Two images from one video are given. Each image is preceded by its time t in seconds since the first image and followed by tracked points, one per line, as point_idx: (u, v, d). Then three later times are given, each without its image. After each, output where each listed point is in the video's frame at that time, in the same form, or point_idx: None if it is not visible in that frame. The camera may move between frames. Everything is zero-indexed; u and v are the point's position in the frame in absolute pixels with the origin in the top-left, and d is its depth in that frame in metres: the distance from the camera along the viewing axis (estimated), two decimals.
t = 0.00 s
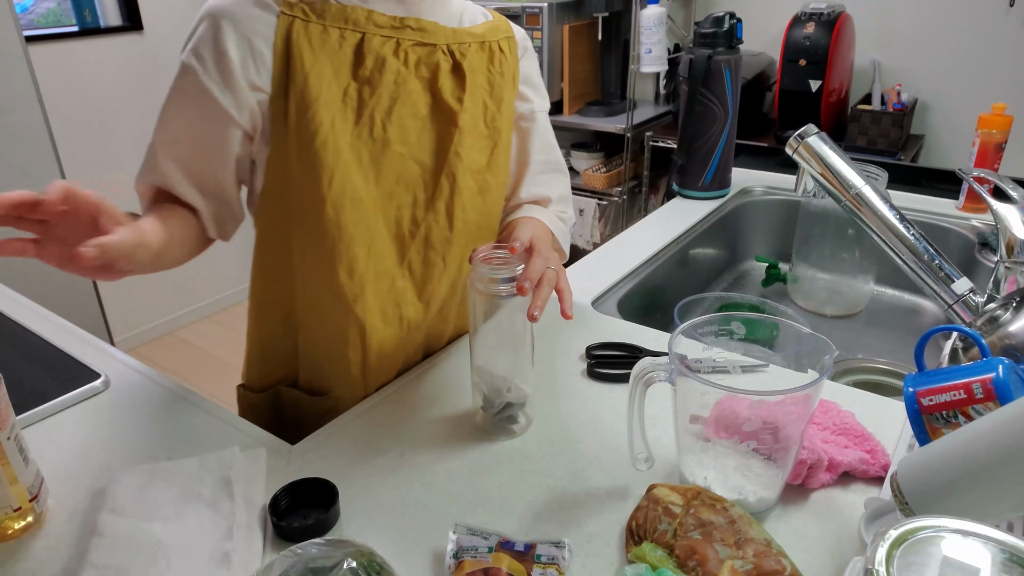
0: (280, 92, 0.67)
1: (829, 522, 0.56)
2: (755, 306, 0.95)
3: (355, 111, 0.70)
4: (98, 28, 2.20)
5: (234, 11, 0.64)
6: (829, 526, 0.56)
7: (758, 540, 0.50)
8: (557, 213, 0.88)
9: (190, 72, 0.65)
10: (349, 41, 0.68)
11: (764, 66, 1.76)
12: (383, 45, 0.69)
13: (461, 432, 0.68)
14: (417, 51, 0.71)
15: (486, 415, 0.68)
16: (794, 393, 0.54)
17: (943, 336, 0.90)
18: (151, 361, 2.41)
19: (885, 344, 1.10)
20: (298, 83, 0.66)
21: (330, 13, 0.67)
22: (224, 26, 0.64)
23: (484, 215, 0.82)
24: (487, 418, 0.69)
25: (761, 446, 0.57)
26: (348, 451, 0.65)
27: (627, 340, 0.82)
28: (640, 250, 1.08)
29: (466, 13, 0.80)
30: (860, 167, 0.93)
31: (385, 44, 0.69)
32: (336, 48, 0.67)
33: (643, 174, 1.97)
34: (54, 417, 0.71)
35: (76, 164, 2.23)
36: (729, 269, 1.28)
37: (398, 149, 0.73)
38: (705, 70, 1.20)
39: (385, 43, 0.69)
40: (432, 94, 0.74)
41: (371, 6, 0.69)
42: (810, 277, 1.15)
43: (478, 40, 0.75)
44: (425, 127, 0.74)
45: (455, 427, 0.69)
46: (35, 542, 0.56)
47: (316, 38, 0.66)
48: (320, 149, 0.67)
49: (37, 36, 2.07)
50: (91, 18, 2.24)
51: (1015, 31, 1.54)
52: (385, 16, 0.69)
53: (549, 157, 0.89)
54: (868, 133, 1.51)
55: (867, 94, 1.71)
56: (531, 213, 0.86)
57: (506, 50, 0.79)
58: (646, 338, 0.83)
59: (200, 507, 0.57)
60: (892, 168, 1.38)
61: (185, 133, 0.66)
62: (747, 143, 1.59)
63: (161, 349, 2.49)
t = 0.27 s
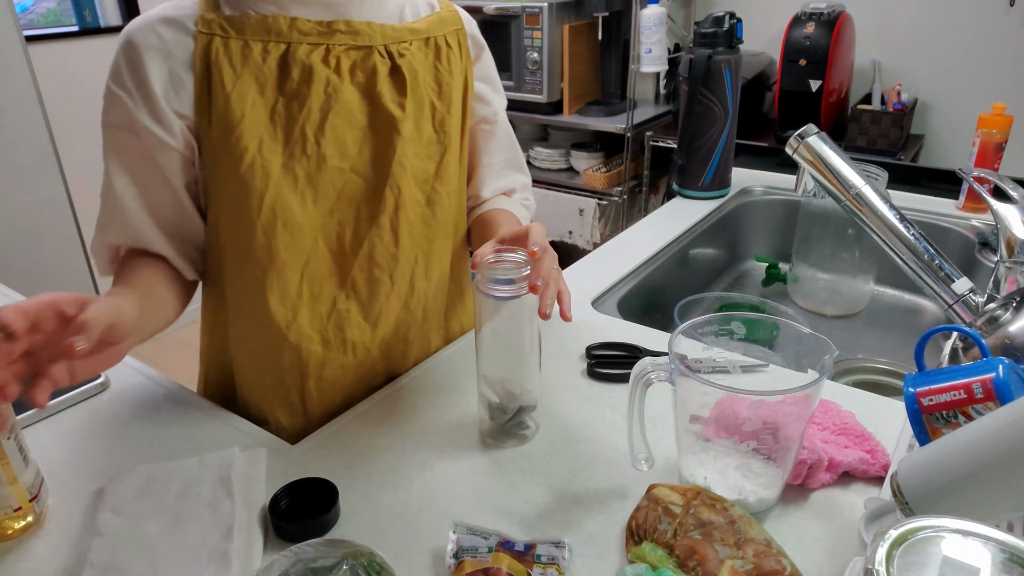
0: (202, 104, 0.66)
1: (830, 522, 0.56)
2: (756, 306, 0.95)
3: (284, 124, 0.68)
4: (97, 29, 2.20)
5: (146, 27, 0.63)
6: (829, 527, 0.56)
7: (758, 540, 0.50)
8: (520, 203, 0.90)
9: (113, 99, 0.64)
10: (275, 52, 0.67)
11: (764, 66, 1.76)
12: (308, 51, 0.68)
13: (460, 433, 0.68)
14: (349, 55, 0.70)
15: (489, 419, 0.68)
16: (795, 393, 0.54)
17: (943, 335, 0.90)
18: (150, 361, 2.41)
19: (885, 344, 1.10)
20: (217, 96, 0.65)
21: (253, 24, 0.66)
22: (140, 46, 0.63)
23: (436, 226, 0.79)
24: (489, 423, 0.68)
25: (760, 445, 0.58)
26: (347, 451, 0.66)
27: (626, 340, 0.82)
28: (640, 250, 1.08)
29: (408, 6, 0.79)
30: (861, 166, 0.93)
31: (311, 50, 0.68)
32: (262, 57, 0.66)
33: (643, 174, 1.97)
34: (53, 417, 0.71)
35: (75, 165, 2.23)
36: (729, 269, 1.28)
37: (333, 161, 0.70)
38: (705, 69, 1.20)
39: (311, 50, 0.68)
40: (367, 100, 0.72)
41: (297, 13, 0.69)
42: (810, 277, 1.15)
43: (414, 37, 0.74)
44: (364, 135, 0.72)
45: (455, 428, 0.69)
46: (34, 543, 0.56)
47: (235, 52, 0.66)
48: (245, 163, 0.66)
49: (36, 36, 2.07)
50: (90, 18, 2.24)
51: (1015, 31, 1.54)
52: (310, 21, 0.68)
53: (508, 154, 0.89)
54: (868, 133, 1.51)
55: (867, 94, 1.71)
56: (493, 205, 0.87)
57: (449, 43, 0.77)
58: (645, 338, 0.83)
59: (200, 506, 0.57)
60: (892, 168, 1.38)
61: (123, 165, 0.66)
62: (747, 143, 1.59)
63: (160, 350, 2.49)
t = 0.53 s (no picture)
0: (156, 117, 0.63)
1: (830, 522, 0.56)
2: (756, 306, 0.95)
3: (242, 134, 0.65)
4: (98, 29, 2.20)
5: (82, 39, 0.60)
6: (829, 527, 0.56)
7: (758, 540, 0.50)
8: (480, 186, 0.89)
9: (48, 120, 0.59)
10: (227, 57, 0.64)
11: (764, 66, 1.76)
12: (263, 53, 0.65)
13: (461, 433, 0.68)
14: (306, 55, 0.68)
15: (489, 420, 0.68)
16: (795, 393, 0.54)
17: (943, 336, 0.90)
18: (150, 361, 2.41)
19: (885, 344, 1.10)
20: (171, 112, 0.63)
21: (199, 31, 0.63)
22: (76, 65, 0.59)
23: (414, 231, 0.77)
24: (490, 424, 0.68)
25: (761, 445, 0.58)
26: (347, 451, 0.66)
27: (627, 340, 0.82)
28: (640, 250, 1.08)
29: None
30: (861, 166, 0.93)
31: (265, 53, 0.66)
32: (214, 64, 0.64)
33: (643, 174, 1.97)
34: (53, 417, 0.71)
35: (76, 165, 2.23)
36: (729, 269, 1.28)
37: (299, 170, 0.68)
38: (705, 69, 1.20)
39: (266, 53, 0.66)
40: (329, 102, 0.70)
41: (242, 17, 0.66)
42: (810, 277, 1.15)
43: (370, 31, 0.72)
44: (330, 139, 0.70)
45: (455, 428, 0.69)
46: (34, 543, 0.56)
47: (184, 61, 0.63)
48: (206, 179, 0.64)
49: (37, 37, 2.07)
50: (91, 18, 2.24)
51: (1015, 31, 1.54)
52: (261, 23, 0.66)
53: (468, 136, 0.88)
54: (868, 133, 1.51)
55: (867, 94, 1.71)
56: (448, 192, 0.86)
57: (409, 34, 0.75)
58: (645, 338, 0.83)
59: (200, 506, 0.57)
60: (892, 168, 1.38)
61: (44, 208, 0.61)
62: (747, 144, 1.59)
63: (161, 350, 2.49)
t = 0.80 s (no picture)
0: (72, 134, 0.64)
1: (831, 521, 0.56)
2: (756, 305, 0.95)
3: (139, 149, 0.65)
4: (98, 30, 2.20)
5: None
6: (829, 527, 0.56)
7: (758, 540, 0.49)
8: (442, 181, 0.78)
9: None
10: (126, 76, 0.65)
11: (764, 66, 1.76)
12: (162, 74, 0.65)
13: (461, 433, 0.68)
14: (209, 71, 0.67)
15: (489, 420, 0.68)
16: (795, 393, 0.54)
17: (943, 336, 0.90)
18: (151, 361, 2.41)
19: (886, 344, 1.10)
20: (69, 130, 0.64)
21: (100, 54, 0.64)
22: None
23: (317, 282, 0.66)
24: (490, 424, 0.68)
25: (760, 446, 0.58)
26: (346, 451, 0.66)
27: (627, 340, 0.82)
28: (640, 250, 1.08)
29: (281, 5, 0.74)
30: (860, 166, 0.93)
31: (166, 74, 0.65)
32: (112, 83, 0.65)
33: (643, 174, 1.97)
34: (53, 417, 0.71)
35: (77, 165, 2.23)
36: (729, 269, 1.28)
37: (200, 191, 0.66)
38: (705, 69, 1.20)
39: (165, 72, 0.65)
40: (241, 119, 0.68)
41: (145, 34, 0.66)
42: (810, 277, 1.15)
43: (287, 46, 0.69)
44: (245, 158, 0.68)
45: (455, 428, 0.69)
46: (34, 543, 0.56)
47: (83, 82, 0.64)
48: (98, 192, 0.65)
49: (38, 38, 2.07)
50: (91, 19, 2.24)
51: (1015, 30, 1.54)
52: (163, 43, 0.65)
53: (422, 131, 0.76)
54: (868, 133, 1.51)
55: (867, 94, 1.71)
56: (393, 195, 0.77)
57: (335, 48, 0.71)
58: (645, 338, 0.83)
59: (199, 507, 0.57)
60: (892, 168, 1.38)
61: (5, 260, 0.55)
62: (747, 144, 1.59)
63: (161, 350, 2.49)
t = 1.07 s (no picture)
0: (6, 163, 0.66)
1: (831, 521, 0.56)
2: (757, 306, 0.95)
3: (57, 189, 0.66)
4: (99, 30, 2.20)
5: None
6: (829, 526, 0.56)
7: (758, 540, 0.49)
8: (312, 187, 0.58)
9: None
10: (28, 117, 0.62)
11: (764, 66, 1.76)
12: (58, 116, 0.61)
13: (460, 432, 0.68)
14: (106, 107, 0.61)
15: (490, 420, 0.67)
16: (795, 393, 0.54)
17: (943, 336, 0.90)
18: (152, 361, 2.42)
19: (886, 344, 1.10)
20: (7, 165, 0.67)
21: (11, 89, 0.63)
22: None
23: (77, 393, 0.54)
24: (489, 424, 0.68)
25: (760, 446, 0.58)
26: (346, 450, 0.66)
27: (627, 340, 0.82)
28: (640, 250, 1.08)
29: None
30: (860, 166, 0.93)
31: (63, 116, 0.61)
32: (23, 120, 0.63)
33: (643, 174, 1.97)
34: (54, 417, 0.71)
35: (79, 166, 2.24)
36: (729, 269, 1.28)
37: (109, 234, 0.66)
38: (705, 69, 1.20)
39: (62, 115, 0.61)
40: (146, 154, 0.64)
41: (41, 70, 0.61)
42: (810, 277, 1.16)
43: (180, 67, 0.59)
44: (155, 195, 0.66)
45: (454, 426, 0.69)
46: (34, 543, 0.56)
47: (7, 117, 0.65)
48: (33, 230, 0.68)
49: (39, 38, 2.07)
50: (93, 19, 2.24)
51: (1016, 30, 1.54)
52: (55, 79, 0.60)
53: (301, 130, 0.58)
54: (867, 133, 1.51)
55: (867, 94, 1.71)
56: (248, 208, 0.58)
57: (223, 65, 0.58)
58: (645, 338, 0.83)
59: (199, 507, 0.57)
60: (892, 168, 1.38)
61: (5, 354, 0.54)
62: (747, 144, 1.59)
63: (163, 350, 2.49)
